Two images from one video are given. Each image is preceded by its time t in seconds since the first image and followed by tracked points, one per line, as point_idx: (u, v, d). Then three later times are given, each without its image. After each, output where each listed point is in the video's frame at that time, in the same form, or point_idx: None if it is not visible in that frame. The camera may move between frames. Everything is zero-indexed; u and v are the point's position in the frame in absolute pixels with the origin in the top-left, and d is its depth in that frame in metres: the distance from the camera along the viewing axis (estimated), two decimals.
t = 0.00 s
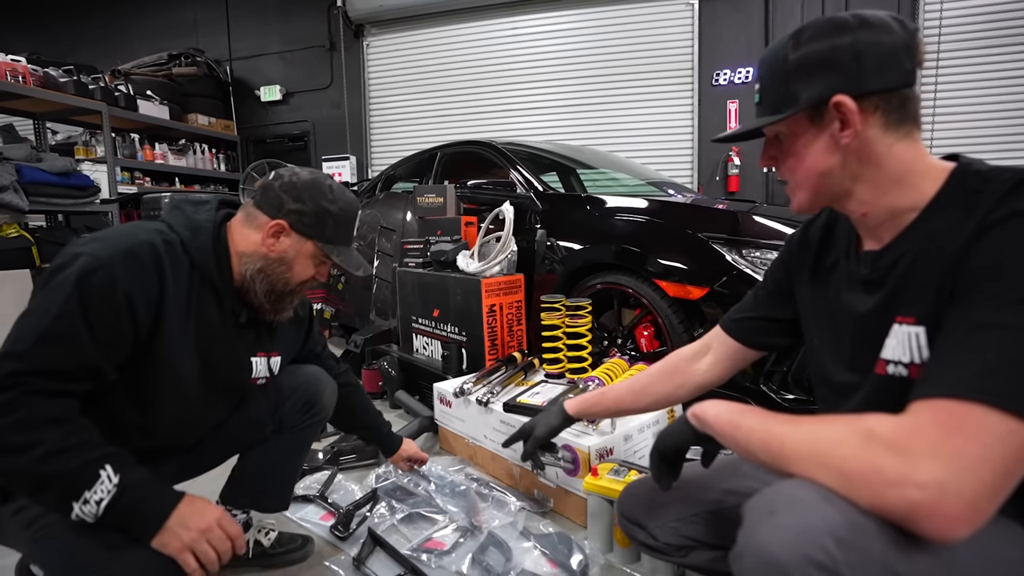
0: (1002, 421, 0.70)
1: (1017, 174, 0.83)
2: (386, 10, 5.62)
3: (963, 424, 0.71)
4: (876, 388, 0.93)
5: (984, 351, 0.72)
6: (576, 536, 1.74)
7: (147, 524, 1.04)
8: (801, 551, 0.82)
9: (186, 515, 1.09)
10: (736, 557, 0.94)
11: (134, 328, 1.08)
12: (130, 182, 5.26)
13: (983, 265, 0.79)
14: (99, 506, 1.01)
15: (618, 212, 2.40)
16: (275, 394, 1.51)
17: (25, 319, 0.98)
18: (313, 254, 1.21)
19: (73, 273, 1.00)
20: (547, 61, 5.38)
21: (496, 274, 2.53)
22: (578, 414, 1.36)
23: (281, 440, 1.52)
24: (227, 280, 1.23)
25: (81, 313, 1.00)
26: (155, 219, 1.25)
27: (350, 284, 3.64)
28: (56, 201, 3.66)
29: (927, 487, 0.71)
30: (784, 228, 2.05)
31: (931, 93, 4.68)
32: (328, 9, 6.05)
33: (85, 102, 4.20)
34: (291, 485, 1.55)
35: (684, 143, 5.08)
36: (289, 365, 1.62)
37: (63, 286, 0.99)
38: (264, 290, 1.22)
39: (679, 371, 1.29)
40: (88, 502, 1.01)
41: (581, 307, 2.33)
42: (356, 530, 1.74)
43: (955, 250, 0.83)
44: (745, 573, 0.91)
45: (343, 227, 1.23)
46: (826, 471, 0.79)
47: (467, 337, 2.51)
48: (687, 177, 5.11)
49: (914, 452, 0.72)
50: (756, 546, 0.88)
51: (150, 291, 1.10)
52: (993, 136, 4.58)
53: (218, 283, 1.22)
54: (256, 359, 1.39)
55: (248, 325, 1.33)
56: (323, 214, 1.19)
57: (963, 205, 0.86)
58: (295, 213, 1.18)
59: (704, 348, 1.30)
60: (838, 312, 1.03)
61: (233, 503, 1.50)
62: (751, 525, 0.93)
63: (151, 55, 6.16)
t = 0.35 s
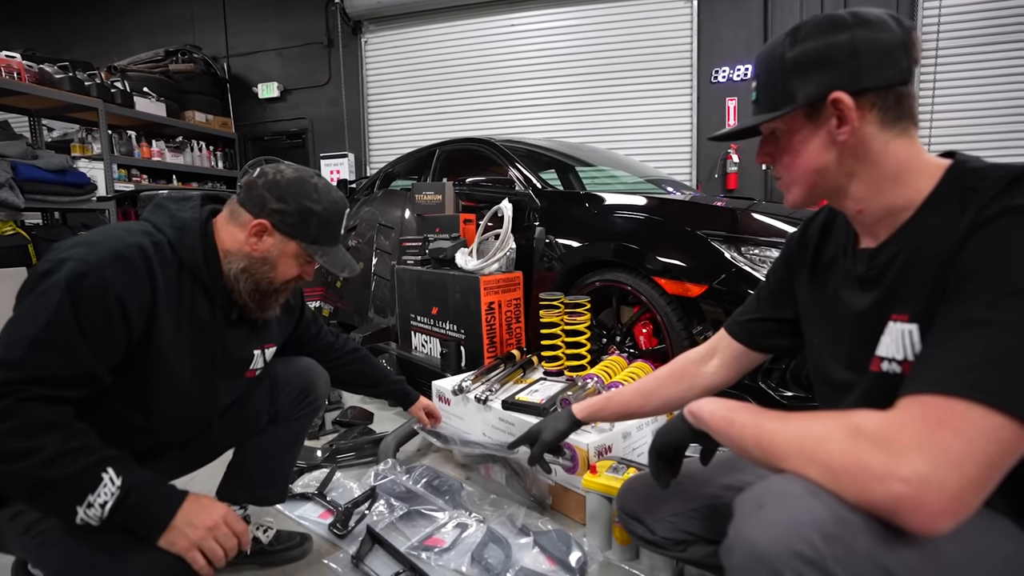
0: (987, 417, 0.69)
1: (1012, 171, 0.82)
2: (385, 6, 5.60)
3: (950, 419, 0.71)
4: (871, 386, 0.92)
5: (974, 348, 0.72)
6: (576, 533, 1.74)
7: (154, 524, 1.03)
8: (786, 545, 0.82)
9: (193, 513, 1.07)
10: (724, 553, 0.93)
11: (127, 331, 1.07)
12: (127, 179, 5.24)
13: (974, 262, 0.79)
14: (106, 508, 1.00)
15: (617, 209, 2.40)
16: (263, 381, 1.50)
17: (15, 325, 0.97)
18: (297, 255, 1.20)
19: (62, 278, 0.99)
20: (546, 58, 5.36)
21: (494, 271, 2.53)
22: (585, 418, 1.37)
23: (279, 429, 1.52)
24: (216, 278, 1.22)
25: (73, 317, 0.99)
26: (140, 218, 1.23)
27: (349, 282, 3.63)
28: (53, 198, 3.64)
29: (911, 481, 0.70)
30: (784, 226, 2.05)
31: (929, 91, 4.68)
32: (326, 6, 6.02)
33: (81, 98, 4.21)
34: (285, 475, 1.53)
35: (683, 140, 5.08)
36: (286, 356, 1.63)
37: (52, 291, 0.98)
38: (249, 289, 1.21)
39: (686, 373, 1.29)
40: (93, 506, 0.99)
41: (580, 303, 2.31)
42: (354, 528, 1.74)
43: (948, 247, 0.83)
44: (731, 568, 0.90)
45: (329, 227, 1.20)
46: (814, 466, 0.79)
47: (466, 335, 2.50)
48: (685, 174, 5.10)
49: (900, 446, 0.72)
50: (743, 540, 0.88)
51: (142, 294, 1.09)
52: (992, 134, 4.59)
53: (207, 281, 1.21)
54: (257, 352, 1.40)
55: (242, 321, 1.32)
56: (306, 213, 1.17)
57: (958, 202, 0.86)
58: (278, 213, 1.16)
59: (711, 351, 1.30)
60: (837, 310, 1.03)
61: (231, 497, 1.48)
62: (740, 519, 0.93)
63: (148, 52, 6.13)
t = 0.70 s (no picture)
0: (992, 422, 0.69)
1: (1011, 168, 0.82)
2: (382, 5, 5.60)
3: (952, 423, 0.70)
4: (869, 385, 0.92)
5: (974, 349, 0.71)
6: (575, 532, 1.73)
7: (150, 527, 1.04)
8: (783, 545, 0.82)
9: (188, 515, 1.08)
10: (721, 553, 0.93)
11: (113, 331, 1.07)
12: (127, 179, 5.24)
13: (972, 262, 0.78)
14: (100, 512, 1.01)
15: (616, 208, 2.39)
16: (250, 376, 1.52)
17: None
18: (280, 250, 1.19)
19: (44, 280, 0.98)
20: (544, 57, 5.36)
21: (493, 270, 2.53)
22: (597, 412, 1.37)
23: (271, 422, 1.50)
24: (200, 276, 1.21)
25: (57, 318, 0.99)
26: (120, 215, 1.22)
27: (348, 281, 3.63)
28: (52, 198, 3.65)
29: (917, 486, 0.70)
30: (783, 224, 2.04)
31: (928, 89, 4.67)
32: (324, 5, 6.01)
33: (80, 98, 4.22)
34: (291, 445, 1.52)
35: (681, 139, 5.07)
36: (277, 350, 1.61)
37: (35, 293, 0.98)
38: (232, 286, 1.21)
39: (703, 376, 1.28)
40: (87, 511, 1.00)
41: (578, 303, 2.31)
42: (352, 527, 1.74)
43: (947, 246, 0.83)
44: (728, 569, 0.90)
45: (311, 222, 1.20)
46: (814, 468, 0.79)
47: (464, 333, 2.50)
48: (684, 172, 5.10)
49: (904, 450, 0.71)
50: (738, 541, 0.87)
51: (127, 294, 1.09)
52: (992, 132, 4.57)
53: (192, 278, 1.21)
54: (244, 349, 1.39)
55: (228, 319, 1.31)
56: (289, 208, 1.16)
57: (957, 199, 0.85)
58: (260, 207, 1.16)
59: (723, 356, 1.29)
60: (837, 309, 1.03)
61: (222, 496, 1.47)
62: (736, 520, 0.92)
63: (147, 51, 6.14)
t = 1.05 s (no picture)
0: (999, 424, 0.68)
1: (1015, 166, 0.81)
2: (382, 5, 5.60)
3: (959, 425, 0.69)
4: (873, 385, 0.91)
5: (981, 350, 0.71)
6: (575, 532, 1.72)
7: (147, 532, 1.05)
8: (784, 546, 0.81)
9: (186, 519, 1.10)
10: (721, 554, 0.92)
11: (109, 330, 1.07)
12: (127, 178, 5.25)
13: (978, 262, 0.77)
14: (98, 517, 1.01)
15: (616, 207, 2.39)
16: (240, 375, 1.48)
17: None
18: (273, 247, 1.19)
19: (39, 279, 0.97)
20: (544, 57, 5.36)
21: (493, 270, 2.53)
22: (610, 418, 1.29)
23: (264, 416, 1.50)
24: (193, 273, 1.22)
25: (52, 317, 0.98)
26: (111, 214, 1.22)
27: (348, 280, 3.63)
28: (52, 197, 3.65)
29: (924, 489, 0.69)
30: (784, 223, 2.04)
31: (929, 88, 4.66)
32: (324, 5, 6.02)
33: (79, 97, 4.23)
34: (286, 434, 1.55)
35: (682, 139, 5.07)
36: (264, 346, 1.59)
37: (30, 293, 0.96)
38: (224, 284, 1.21)
39: (713, 381, 1.28)
40: (85, 515, 0.99)
41: (578, 303, 2.31)
42: (352, 527, 1.74)
43: (950, 245, 0.82)
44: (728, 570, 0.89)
45: (304, 218, 1.20)
46: (817, 470, 0.78)
47: (465, 333, 2.50)
48: (684, 172, 5.10)
49: (911, 452, 0.70)
50: (739, 542, 0.87)
51: (122, 292, 1.09)
52: (993, 132, 4.56)
53: (186, 277, 1.21)
54: (234, 348, 1.40)
55: (219, 319, 1.32)
56: (282, 205, 1.17)
57: (961, 198, 0.85)
58: (253, 204, 1.16)
59: (735, 361, 1.28)
60: (841, 309, 1.02)
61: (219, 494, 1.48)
62: (737, 522, 0.91)
63: (147, 50, 6.14)
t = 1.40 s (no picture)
0: (1005, 425, 0.68)
1: (1009, 162, 0.81)
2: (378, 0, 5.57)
3: (962, 424, 0.69)
4: (872, 379, 0.90)
5: (977, 348, 0.70)
6: (573, 530, 1.71)
7: (154, 533, 1.04)
8: (786, 548, 0.81)
9: (193, 515, 1.10)
10: (723, 555, 0.92)
11: (104, 333, 1.06)
12: (122, 175, 5.22)
13: (972, 260, 0.77)
14: (104, 517, 1.00)
15: (614, 204, 2.38)
16: (229, 367, 1.47)
17: None
18: (267, 244, 1.21)
19: (33, 281, 0.96)
20: (541, 53, 5.34)
21: (490, 267, 2.52)
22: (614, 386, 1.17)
23: (255, 408, 1.49)
24: (185, 270, 1.21)
25: (48, 321, 0.96)
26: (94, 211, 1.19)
27: (345, 277, 3.62)
28: (45, 193, 3.63)
29: (940, 494, 0.68)
30: (782, 220, 2.03)
31: (926, 84, 4.65)
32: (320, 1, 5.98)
33: (73, 93, 4.21)
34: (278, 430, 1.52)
35: (680, 135, 5.06)
36: (249, 342, 1.58)
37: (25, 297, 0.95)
38: (218, 281, 1.22)
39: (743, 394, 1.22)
40: (90, 516, 0.98)
41: (576, 299, 2.28)
42: (349, 526, 1.72)
43: (944, 242, 0.82)
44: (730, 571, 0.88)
45: (299, 217, 1.22)
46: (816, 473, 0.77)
47: (461, 331, 2.49)
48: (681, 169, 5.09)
49: (923, 457, 0.69)
50: (740, 544, 0.87)
51: (117, 294, 1.07)
52: (992, 128, 4.56)
53: (178, 275, 1.20)
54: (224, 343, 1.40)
55: (210, 315, 1.33)
56: (278, 203, 1.18)
57: (955, 193, 0.84)
58: (248, 203, 1.16)
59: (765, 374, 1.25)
60: (838, 305, 1.01)
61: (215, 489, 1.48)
62: (738, 522, 0.91)
63: (142, 46, 6.11)
